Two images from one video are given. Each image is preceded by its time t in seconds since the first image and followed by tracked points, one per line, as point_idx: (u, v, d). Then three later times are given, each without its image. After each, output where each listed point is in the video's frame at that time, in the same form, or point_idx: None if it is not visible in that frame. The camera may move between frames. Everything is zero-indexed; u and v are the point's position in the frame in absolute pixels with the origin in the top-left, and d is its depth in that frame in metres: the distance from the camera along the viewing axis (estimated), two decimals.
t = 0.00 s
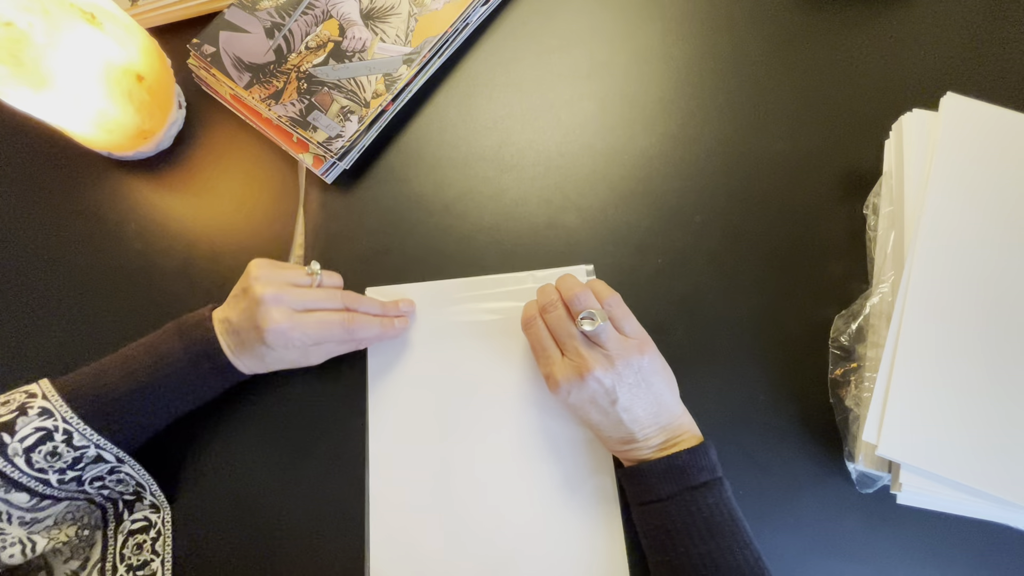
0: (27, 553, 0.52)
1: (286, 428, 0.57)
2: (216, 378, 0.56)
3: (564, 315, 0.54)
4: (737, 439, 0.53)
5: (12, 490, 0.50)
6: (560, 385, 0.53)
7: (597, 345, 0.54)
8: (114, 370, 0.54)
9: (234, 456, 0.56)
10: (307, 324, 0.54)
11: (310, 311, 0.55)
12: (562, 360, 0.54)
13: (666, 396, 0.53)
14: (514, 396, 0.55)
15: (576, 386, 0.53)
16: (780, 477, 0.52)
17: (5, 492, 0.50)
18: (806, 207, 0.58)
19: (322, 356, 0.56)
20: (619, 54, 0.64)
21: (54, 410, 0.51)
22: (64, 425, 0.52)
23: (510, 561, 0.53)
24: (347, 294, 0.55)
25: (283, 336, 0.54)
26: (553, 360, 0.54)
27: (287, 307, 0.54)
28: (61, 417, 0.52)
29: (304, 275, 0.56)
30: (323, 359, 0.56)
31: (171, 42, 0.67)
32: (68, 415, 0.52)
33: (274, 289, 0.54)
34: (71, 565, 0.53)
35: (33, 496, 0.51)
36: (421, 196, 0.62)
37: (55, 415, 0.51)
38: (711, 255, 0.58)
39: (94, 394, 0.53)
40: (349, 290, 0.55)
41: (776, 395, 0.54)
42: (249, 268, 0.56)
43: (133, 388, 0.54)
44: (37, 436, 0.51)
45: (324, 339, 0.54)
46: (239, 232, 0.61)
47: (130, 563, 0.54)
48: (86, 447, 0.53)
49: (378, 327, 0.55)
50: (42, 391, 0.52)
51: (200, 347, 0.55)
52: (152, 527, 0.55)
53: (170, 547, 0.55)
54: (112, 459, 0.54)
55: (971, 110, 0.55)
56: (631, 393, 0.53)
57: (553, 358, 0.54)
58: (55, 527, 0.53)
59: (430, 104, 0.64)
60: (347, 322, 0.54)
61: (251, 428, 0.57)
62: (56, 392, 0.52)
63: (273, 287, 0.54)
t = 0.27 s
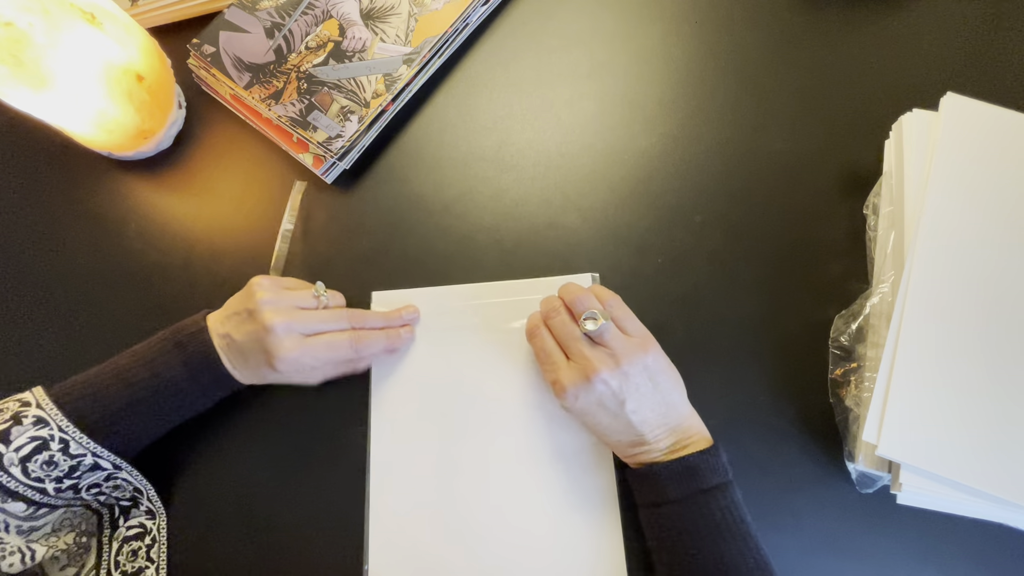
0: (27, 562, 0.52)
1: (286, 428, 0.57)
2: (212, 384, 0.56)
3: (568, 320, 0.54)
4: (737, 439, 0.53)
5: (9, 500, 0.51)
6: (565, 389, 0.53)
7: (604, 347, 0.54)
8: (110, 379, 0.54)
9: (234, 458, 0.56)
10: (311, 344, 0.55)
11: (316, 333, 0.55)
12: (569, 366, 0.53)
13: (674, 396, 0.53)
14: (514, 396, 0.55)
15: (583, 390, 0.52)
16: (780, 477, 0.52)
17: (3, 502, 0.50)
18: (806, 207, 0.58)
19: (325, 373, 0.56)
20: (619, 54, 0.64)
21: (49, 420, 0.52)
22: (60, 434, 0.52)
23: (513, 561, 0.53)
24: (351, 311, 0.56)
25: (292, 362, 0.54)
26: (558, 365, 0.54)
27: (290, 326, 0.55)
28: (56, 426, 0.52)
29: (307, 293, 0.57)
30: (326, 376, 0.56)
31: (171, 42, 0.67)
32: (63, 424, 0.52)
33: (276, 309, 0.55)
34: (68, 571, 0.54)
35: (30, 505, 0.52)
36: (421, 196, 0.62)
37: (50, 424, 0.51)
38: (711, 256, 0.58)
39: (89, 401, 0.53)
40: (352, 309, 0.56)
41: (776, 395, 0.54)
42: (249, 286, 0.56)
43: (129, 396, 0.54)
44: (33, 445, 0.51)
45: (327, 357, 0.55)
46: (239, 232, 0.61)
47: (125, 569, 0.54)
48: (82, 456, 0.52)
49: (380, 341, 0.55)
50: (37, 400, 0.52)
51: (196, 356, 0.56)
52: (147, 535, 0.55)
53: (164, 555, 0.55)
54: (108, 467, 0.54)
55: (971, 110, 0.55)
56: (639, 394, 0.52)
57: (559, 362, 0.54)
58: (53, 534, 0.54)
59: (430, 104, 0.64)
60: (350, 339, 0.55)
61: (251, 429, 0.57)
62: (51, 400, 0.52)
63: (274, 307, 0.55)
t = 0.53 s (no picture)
0: None
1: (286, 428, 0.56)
2: (197, 414, 0.54)
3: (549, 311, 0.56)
4: (737, 439, 0.53)
5: None
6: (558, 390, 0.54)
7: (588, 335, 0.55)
8: (90, 409, 0.53)
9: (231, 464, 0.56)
10: (314, 358, 0.55)
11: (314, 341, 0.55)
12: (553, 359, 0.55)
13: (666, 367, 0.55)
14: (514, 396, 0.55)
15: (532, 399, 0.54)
16: (780, 477, 0.52)
17: None
18: (806, 207, 0.58)
19: (334, 383, 0.56)
20: (619, 54, 0.64)
21: (29, 455, 0.51)
22: (40, 469, 0.51)
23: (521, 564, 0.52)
24: (342, 309, 0.55)
25: (300, 376, 0.54)
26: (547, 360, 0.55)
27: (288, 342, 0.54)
28: (36, 462, 0.51)
29: (298, 307, 0.56)
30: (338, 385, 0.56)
31: (171, 42, 0.67)
32: (43, 459, 0.52)
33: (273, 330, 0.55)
34: None
35: (9, 540, 0.50)
36: (421, 196, 0.61)
37: (30, 460, 0.51)
38: (710, 256, 0.58)
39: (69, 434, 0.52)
40: (346, 303, 0.56)
41: (776, 395, 0.54)
42: (237, 313, 0.55)
43: (111, 428, 0.53)
44: (12, 481, 0.50)
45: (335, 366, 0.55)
46: (240, 232, 0.61)
47: None
48: (63, 490, 0.52)
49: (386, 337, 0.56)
50: (17, 433, 0.52)
51: (178, 386, 0.54)
52: (126, 564, 0.53)
53: None
54: (90, 498, 0.53)
55: (971, 110, 0.55)
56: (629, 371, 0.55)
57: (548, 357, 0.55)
58: (34, 568, 0.52)
59: (430, 104, 0.64)
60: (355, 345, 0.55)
61: (248, 433, 0.56)
62: (30, 434, 0.52)
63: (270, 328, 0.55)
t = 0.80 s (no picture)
0: None
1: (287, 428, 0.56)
2: (191, 428, 0.54)
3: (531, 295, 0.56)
4: (737, 439, 0.53)
5: None
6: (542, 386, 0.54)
7: (562, 327, 0.56)
8: (80, 430, 0.52)
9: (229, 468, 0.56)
10: (309, 361, 0.55)
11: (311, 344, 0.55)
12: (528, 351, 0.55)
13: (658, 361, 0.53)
14: (515, 396, 0.55)
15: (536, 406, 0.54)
16: (780, 477, 0.52)
17: None
18: (806, 207, 0.58)
19: (332, 385, 0.56)
20: (619, 54, 0.64)
21: (21, 471, 0.50)
22: (33, 486, 0.50)
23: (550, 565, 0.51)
24: (336, 309, 0.56)
25: (298, 379, 0.54)
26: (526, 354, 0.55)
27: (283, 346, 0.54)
28: (29, 477, 0.50)
29: (291, 310, 0.56)
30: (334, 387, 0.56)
31: (170, 42, 0.67)
32: (36, 475, 0.51)
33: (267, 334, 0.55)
34: None
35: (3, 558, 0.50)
36: (421, 195, 0.61)
37: (22, 476, 0.50)
38: (710, 256, 0.58)
39: (61, 457, 0.51)
40: (340, 303, 0.56)
41: (776, 395, 0.54)
42: (232, 319, 0.55)
43: (103, 449, 0.52)
44: (5, 498, 0.50)
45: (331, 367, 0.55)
46: (240, 232, 0.61)
47: None
48: (56, 507, 0.51)
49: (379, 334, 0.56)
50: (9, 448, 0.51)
51: (172, 401, 0.54)
52: None
53: None
54: (84, 515, 0.52)
55: (971, 110, 0.55)
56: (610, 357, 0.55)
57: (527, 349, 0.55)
58: None
59: (430, 104, 0.64)
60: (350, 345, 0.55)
61: (249, 433, 0.56)
62: (22, 449, 0.51)
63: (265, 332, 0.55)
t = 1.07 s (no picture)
0: None
1: (286, 429, 0.56)
2: (192, 430, 0.54)
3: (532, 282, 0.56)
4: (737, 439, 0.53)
5: None
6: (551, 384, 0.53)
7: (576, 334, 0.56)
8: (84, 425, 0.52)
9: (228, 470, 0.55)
10: (311, 355, 0.55)
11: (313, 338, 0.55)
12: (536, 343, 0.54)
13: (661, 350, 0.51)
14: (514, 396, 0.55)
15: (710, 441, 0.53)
16: (780, 477, 0.52)
17: None
18: (806, 207, 0.58)
19: (333, 380, 0.56)
20: (619, 54, 0.64)
21: (25, 467, 0.51)
22: (36, 482, 0.51)
23: None
24: (336, 301, 0.56)
25: (300, 372, 0.54)
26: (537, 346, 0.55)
27: (287, 340, 0.54)
28: (32, 474, 0.51)
29: (294, 305, 0.57)
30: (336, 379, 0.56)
31: (170, 42, 0.67)
32: (39, 472, 0.51)
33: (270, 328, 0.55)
34: None
35: (4, 556, 0.50)
36: (421, 195, 0.61)
37: (26, 471, 0.50)
38: (710, 256, 0.58)
39: (65, 450, 0.51)
40: (342, 295, 0.56)
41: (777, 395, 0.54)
42: (234, 314, 0.55)
43: (105, 444, 0.52)
44: (8, 494, 0.50)
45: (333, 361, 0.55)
46: (241, 231, 0.61)
47: None
48: (58, 504, 0.51)
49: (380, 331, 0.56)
50: (12, 445, 0.51)
51: (173, 401, 0.54)
52: None
53: None
54: (86, 513, 0.52)
55: (971, 110, 0.55)
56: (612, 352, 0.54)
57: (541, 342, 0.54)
58: None
59: (430, 104, 0.64)
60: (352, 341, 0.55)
61: (248, 433, 0.56)
62: (25, 445, 0.51)
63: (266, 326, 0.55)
